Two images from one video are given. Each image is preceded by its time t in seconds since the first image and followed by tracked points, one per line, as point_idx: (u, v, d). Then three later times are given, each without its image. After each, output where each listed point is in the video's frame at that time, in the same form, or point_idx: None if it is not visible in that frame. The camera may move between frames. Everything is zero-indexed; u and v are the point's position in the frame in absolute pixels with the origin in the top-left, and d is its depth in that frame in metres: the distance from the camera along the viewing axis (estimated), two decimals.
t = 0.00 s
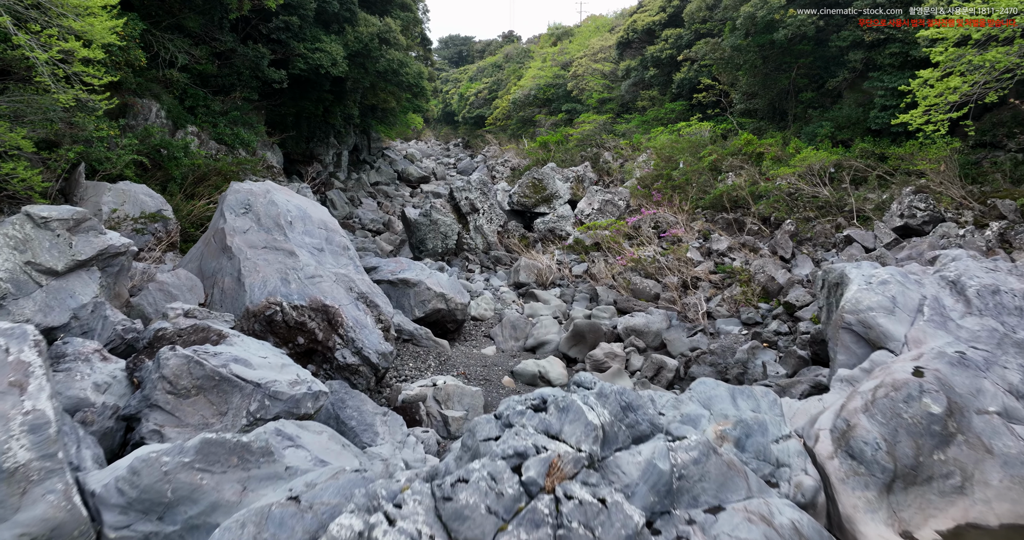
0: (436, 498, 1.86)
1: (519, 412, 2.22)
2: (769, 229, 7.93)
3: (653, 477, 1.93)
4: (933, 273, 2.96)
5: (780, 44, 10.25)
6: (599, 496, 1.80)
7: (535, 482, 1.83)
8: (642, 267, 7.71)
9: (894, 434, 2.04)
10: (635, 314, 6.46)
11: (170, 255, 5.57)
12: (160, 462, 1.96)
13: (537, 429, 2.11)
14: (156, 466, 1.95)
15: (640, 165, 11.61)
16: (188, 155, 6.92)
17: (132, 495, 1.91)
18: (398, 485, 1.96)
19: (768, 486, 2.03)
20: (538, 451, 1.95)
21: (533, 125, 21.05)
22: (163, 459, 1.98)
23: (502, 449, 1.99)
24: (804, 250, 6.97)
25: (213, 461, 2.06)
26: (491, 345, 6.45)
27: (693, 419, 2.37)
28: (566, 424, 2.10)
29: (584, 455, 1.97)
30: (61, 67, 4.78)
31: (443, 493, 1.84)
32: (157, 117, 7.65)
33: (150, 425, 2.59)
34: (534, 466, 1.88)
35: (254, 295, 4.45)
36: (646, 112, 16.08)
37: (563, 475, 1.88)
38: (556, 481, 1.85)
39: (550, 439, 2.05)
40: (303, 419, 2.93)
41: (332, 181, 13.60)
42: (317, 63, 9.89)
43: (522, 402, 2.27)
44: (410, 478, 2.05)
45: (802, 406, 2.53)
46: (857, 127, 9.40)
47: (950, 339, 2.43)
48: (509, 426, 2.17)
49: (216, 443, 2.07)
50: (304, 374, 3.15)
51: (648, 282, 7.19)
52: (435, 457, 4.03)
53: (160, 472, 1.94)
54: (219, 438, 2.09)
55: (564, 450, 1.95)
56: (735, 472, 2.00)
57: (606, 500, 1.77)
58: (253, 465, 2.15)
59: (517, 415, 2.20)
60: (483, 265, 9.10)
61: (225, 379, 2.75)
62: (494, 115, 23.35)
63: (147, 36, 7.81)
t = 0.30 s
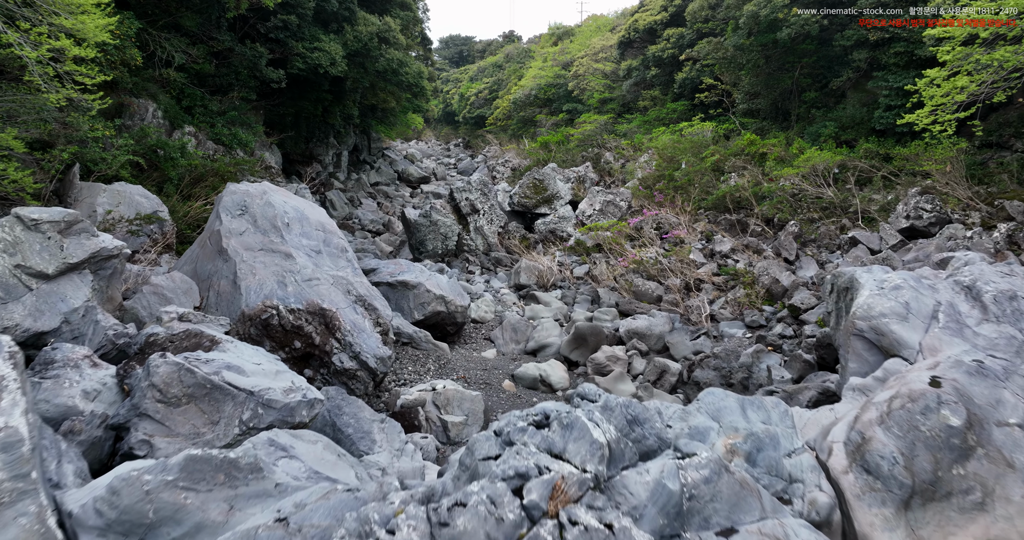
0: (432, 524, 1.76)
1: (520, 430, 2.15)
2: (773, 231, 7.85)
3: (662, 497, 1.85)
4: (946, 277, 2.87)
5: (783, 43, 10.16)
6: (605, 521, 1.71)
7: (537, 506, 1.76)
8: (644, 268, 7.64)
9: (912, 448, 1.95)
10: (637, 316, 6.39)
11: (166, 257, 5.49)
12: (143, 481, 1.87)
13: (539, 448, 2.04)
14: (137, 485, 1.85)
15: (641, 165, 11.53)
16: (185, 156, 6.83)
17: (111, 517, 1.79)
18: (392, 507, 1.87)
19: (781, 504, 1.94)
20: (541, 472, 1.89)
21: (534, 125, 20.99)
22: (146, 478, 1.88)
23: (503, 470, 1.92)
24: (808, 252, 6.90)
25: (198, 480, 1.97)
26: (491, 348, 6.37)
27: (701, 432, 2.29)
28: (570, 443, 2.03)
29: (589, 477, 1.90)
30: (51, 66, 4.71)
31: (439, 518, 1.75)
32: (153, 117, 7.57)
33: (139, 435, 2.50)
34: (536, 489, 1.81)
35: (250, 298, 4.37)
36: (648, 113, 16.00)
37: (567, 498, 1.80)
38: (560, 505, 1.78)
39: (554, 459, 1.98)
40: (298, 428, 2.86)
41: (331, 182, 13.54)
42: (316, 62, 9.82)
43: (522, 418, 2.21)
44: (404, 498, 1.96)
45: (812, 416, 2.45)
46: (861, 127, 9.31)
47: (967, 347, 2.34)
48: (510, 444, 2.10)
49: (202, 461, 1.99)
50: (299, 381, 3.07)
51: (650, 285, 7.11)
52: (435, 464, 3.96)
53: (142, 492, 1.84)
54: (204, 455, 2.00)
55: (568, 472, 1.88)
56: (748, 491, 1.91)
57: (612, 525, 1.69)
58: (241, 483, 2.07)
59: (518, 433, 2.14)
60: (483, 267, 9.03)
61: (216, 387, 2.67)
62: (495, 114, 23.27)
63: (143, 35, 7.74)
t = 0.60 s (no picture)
0: None
1: (522, 449, 2.08)
2: (776, 232, 7.77)
3: (671, 520, 1.77)
4: (961, 282, 2.79)
5: (786, 42, 10.08)
6: None
7: (540, 533, 1.69)
8: (646, 270, 7.55)
9: (931, 463, 1.86)
10: (639, 319, 6.31)
11: (161, 259, 5.41)
12: (121, 502, 1.77)
13: (542, 469, 1.97)
14: (116, 507, 1.75)
15: (643, 165, 11.45)
16: (181, 156, 6.75)
17: None
18: (386, 532, 1.79)
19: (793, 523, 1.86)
20: (543, 496, 1.82)
21: (534, 125, 20.92)
22: (124, 498, 1.79)
23: (503, 494, 1.85)
24: (812, 254, 6.82)
25: (181, 500, 1.87)
26: (492, 351, 6.28)
27: (711, 445, 2.20)
28: (574, 464, 1.96)
29: (594, 500, 1.83)
30: (41, 65, 4.64)
31: None
32: (149, 117, 7.50)
33: (127, 444, 2.42)
34: (538, 514, 1.74)
35: (245, 301, 4.29)
36: (649, 113, 15.93)
37: (572, 524, 1.73)
38: (564, 532, 1.71)
39: (557, 481, 1.91)
40: (292, 437, 2.77)
41: (330, 182, 13.48)
42: (314, 62, 9.76)
43: (524, 437, 2.14)
44: (399, 520, 1.89)
45: (824, 427, 2.36)
46: (865, 127, 9.21)
47: (985, 356, 2.26)
48: (511, 464, 2.04)
49: (184, 479, 1.89)
50: (294, 388, 2.99)
51: (652, 287, 7.03)
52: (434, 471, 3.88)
53: (121, 514, 1.74)
54: (188, 473, 1.91)
55: (572, 497, 1.81)
56: (763, 512, 1.79)
57: None
58: (227, 502, 1.96)
59: (519, 452, 2.07)
60: (484, 268, 8.95)
61: (208, 396, 2.59)
62: (495, 114, 23.21)
63: (138, 34, 7.66)
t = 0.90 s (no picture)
0: None
1: (523, 471, 2.01)
2: (780, 233, 7.68)
3: None
4: (977, 288, 2.70)
5: (790, 42, 10.00)
6: None
7: None
8: (648, 272, 7.47)
9: (951, 479, 1.77)
10: (641, 321, 6.24)
11: (156, 262, 5.34)
12: (97, 525, 1.71)
13: (544, 493, 1.90)
14: (91, 531, 1.69)
15: (645, 166, 11.37)
16: (177, 156, 6.68)
17: None
18: None
19: None
20: (546, 524, 1.74)
21: (535, 125, 20.85)
22: (101, 522, 1.72)
23: (503, 520, 1.76)
24: (817, 256, 6.74)
25: (162, 523, 1.78)
26: (492, 354, 6.20)
27: (721, 461, 2.13)
28: (579, 487, 1.89)
29: (600, 527, 1.76)
30: (30, 64, 4.61)
31: None
32: (146, 117, 7.43)
33: (114, 455, 2.33)
34: None
35: (241, 305, 4.21)
36: (650, 112, 15.86)
37: None
38: None
39: (561, 505, 1.84)
40: (285, 447, 2.68)
41: (329, 183, 13.42)
42: (313, 62, 9.69)
43: (525, 457, 2.07)
44: None
45: (836, 439, 2.28)
46: (869, 128, 9.12)
47: (1004, 366, 2.17)
48: (512, 487, 1.96)
49: (165, 501, 1.81)
50: (289, 396, 2.90)
51: (655, 289, 6.94)
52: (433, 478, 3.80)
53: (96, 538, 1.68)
54: (169, 494, 1.82)
55: (577, 524, 1.74)
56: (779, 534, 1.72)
57: None
58: (212, 523, 1.84)
59: (520, 474, 1.99)
60: (484, 269, 8.87)
61: (199, 405, 2.51)
62: (495, 114, 23.14)
63: (134, 33, 7.60)
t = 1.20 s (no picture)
0: None
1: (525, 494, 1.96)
2: (783, 234, 7.61)
3: None
4: (992, 293, 2.61)
5: (793, 41, 9.92)
6: None
7: None
8: (650, 274, 7.39)
9: (974, 497, 1.68)
10: (643, 324, 6.16)
11: (152, 264, 5.26)
12: None
13: (548, 520, 1.83)
14: None
15: (646, 166, 11.29)
16: (174, 157, 6.60)
17: None
18: None
19: None
20: None
21: (536, 125, 20.78)
22: None
23: None
24: (821, 257, 6.67)
25: None
26: (492, 358, 6.12)
27: (732, 478, 2.05)
28: (585, 513, 1.83)
29: None
30: (20, 61, 4.56)
31: None
32: (142, 117, 7.37)
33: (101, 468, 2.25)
34: None
35: (236, 308, 4.13)
36: (651, 112, 15.79)
37: None
38: None
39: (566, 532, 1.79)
40: (278, 456, 2.61)
41: (329, 183, 13.36)
42: (312, 61, 9.63)
43: (528, 479, 2.02)
44: None
45: (849, 451, 2.20)
46: (873, 128, 9.04)
47: None
48: (513, 513, 1.90)
49: (144, 525, 1.68)
50: (282, 403, 2.82)
51: (657, 291, 6.87)
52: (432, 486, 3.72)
53: None
54: (148, 517, 1.70)
55: None
56: None
57: None
58: None
59: (521, 498, 1.94)
60: (484, 271, 8.79)
61: (188, 415, 2.42)
62: (495, 114, 23.08)
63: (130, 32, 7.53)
